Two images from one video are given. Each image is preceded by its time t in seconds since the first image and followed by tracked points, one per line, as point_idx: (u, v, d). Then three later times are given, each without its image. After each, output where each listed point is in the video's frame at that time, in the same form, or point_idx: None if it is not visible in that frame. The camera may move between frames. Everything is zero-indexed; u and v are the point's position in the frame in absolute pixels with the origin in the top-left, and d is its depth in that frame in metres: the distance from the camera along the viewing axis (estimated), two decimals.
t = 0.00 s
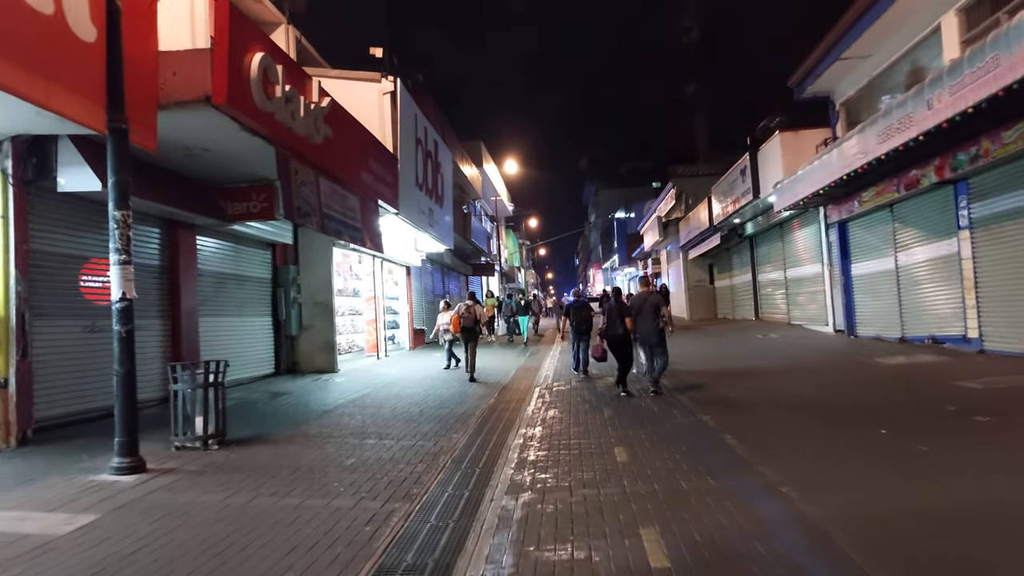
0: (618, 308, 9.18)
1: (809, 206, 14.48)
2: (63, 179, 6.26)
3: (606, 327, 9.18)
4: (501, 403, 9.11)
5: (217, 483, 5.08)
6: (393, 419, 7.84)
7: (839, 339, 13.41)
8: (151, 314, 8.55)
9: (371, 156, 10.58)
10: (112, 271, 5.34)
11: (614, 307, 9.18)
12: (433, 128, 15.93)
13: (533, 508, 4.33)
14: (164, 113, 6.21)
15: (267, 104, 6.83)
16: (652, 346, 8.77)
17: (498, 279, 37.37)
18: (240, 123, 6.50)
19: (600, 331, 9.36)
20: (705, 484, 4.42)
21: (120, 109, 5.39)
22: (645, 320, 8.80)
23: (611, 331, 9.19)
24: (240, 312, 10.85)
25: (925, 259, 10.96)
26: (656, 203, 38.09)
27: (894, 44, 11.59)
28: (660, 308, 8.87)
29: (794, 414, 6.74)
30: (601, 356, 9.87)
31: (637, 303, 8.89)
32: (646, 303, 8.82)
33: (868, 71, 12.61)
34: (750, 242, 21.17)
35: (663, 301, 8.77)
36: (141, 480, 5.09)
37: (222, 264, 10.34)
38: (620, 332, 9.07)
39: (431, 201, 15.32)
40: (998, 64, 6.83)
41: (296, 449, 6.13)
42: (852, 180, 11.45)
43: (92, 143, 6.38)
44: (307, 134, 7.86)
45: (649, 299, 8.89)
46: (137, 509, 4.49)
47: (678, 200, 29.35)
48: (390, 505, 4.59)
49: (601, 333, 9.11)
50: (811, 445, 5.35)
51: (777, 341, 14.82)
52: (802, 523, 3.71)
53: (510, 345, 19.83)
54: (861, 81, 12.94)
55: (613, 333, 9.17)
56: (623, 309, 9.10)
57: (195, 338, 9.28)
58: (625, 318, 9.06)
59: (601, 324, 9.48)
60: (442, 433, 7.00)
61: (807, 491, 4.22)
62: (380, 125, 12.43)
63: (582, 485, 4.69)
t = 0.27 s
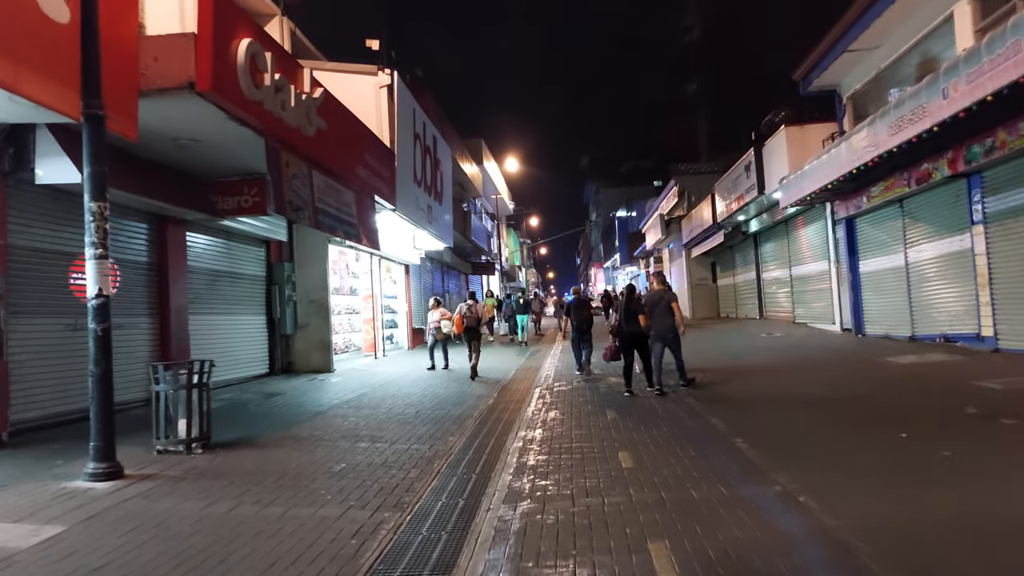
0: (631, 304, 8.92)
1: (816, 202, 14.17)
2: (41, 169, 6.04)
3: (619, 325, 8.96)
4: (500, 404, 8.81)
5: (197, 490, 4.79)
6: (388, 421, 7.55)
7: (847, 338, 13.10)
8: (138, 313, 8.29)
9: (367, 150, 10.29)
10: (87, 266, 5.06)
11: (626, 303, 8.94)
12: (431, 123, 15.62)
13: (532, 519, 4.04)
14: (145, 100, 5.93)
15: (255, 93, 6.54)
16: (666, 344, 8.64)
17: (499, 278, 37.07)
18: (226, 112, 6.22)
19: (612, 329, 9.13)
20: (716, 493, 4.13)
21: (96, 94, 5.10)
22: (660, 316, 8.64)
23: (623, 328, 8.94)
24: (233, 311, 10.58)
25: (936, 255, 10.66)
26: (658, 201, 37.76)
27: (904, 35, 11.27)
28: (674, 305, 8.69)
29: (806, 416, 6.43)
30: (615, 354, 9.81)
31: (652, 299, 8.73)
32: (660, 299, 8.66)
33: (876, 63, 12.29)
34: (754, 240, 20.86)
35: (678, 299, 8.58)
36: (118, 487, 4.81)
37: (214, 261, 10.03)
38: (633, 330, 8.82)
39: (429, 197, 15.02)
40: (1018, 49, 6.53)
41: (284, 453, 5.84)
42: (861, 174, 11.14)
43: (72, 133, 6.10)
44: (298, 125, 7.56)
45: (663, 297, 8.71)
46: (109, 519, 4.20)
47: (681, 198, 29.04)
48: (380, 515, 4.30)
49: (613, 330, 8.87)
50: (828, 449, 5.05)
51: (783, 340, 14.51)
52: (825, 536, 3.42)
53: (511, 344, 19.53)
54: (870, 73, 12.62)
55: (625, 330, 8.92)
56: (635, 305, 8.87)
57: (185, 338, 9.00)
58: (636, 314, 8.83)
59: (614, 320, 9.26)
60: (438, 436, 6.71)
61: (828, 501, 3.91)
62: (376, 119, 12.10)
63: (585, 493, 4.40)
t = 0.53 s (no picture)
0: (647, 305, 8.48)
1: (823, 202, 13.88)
2: (19, 166, 5.79)
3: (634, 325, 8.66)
4: (500, 409, 8.53)
5: (177, 505, 4.52)
6: (383, 428, 7.27)
7: (855, 341, 12.81)
8: (126, 316, 8.01)
9: (364, 148, 10.02)
10: (63, 268, 4.80)
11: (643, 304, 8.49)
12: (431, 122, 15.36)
13: (531, 539, 3.76)
14: (127, 94, 5.66)
15: (244, 88, 6.27)
16: (684, 346, 8.41)
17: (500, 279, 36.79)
18: (214, 106, 5.95)
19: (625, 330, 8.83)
20: (729, 511, 3.85)
21: (72, 87, 4.84)
22: (678, 318, 8.39)
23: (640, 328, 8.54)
24: (227, 313, 10.31)
25: (948, 257, 10.38)
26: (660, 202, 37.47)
27: (915, 30, 10.98)
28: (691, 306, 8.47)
29: (821, 423, 6.14)
30: (629, 357, 9.60)
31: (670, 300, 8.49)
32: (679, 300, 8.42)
33: (886, 60, 12.00)
34: (758, 240, 20.57)
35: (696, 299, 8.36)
36: (93, 501, 4.55)
37: (208, 262, 9.78)
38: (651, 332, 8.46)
39: (428, 197, 14.75)
40: None
41: (272, 464, 5.57)
42: (871, 173, 10.84)
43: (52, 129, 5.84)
44: (290, 121, 7.29)
45: (680, 297, 8.48)
46: (80, 538, 3.93)
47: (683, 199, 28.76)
48: (370, 534, 4.03)
49: (630, 333, 8.50)
50: (846, 462, 4.77)
51: (789, 342, 14.22)
52: (850, 562, 3.14)
53: (512, 346, 19.25)
54: (879, 70, 12.33)
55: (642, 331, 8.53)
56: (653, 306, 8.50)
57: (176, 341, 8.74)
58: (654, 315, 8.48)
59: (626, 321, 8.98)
60: (434, 444, 6.44)
61: (852, 522, 3.63)
62: (373, 118, 11.85)
63: (588, 511, 4.12)
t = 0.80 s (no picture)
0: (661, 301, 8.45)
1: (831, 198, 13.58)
2: None
3: (648, 322, 8.52)
4: (501, 409, 8.27)
5: (158, 511, 4.27)
6: (379, 428, 7.01)
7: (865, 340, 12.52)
8: (114, 312, 7.75)
9: (361, 140, 9.75)
10: (38, 261, 4.54)
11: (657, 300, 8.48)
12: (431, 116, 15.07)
13: (532, 551, 3.50)
14: (109, 80, 5.40)
15: (234, 74, 6.01)
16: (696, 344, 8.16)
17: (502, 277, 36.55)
18: (201, 93, 5.70)
19: (640, 327, 8.71)
20: (744, 521, 3.59)
21: (49, 69, 4.59)
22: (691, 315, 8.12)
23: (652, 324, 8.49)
24: (221, 310, 10.06)
25: (962, 254, 10.10)
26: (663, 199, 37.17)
27: (929, 21, 10.66)
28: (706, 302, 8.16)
29: (836, 425, 5.87)
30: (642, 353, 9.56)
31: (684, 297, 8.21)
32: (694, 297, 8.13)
33: (898, 51, 11.68)
34: (764, 237, 20.27)
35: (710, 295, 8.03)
36: (68, 506, 4.30)
37: (201, 257, 9.54)
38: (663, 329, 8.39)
39: (429, 193, 14.47)
40: None
41: (261, 467, 5.31)
42: (883, 167, 10.54)
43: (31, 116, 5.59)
44: (282, 110, 7.03)
45: (694, 293, 8.18)
46: (49, 548, 3.68)
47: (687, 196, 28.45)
48: (360, 544, 3.77)
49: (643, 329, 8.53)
50: (867, 468, 4.50)
51: (796, 341, 13.93)
52: None
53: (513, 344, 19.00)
54: (890, 62, 12.02)
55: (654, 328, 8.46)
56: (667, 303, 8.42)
57: (167, 339, 8.50)
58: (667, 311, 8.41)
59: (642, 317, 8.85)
60: (432, 446, 6.18)
61: (879, 535, 3.37)
62: (372, 110, 11.58)
63: (593, 521, 3.85)
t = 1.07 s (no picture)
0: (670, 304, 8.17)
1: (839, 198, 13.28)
2: None
3: (656, 325, 8.28)
4: (500, 416, 8.00)
5: (132, 530, 4.01)
6: (373, 438, 6.75)
7: (874, 343, 12.22)
8: (101, 316, 7.51)
9: (356, 139, 9.50)
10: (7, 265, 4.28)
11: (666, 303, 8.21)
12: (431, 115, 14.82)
13: None
14: (86, 74, 5.14)
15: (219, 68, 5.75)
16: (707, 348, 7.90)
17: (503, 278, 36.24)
18: (185, 89, 5.44)
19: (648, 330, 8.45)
20: (759, 546, 3.31)
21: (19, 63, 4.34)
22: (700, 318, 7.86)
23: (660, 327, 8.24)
24: (214, 314, 9.82)
25: (975, 255, 9.81)
26: (666, 200, 36.85)
27: (941, 14, 10.35)
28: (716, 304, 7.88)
29: (851, 436, 5.58)
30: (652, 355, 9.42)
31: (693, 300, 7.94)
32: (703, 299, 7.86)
33: (909, 46, 11.37)
34: (769, 238, 19.97)
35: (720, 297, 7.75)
36: (37, 527, 4.04)
37: (193, 260, 9.29)
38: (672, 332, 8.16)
39: (428, 193, 14.21)
40: None
41: (245, 481, 5.04)
42: (893, 165, 10.24)
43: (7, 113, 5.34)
44: (272, 107, 6.77)
45: (703, 296, 7.89)
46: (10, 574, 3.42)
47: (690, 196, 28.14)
48: (345, 569, 3.49)
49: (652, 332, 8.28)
50: (886, 484, 4.24)
51: (804, 344, 13.63)
52: None
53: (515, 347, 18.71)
54: (900, 58, 11.72)
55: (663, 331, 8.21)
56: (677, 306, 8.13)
57: (157, 344, 8.26)
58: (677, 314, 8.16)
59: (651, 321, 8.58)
60: (426, 457, 5.92)
61: (907, 562, 3.09)
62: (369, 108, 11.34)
63: (595, 544, 3.57)
